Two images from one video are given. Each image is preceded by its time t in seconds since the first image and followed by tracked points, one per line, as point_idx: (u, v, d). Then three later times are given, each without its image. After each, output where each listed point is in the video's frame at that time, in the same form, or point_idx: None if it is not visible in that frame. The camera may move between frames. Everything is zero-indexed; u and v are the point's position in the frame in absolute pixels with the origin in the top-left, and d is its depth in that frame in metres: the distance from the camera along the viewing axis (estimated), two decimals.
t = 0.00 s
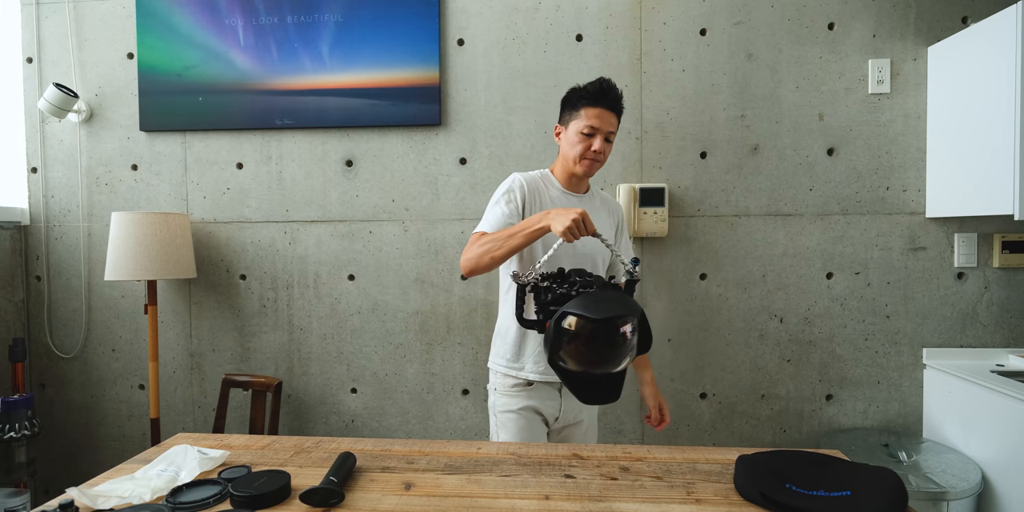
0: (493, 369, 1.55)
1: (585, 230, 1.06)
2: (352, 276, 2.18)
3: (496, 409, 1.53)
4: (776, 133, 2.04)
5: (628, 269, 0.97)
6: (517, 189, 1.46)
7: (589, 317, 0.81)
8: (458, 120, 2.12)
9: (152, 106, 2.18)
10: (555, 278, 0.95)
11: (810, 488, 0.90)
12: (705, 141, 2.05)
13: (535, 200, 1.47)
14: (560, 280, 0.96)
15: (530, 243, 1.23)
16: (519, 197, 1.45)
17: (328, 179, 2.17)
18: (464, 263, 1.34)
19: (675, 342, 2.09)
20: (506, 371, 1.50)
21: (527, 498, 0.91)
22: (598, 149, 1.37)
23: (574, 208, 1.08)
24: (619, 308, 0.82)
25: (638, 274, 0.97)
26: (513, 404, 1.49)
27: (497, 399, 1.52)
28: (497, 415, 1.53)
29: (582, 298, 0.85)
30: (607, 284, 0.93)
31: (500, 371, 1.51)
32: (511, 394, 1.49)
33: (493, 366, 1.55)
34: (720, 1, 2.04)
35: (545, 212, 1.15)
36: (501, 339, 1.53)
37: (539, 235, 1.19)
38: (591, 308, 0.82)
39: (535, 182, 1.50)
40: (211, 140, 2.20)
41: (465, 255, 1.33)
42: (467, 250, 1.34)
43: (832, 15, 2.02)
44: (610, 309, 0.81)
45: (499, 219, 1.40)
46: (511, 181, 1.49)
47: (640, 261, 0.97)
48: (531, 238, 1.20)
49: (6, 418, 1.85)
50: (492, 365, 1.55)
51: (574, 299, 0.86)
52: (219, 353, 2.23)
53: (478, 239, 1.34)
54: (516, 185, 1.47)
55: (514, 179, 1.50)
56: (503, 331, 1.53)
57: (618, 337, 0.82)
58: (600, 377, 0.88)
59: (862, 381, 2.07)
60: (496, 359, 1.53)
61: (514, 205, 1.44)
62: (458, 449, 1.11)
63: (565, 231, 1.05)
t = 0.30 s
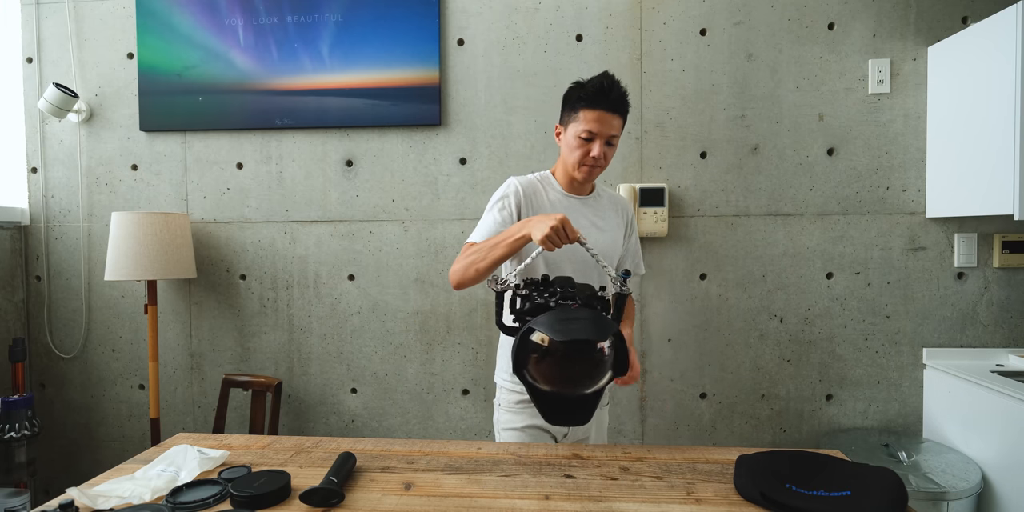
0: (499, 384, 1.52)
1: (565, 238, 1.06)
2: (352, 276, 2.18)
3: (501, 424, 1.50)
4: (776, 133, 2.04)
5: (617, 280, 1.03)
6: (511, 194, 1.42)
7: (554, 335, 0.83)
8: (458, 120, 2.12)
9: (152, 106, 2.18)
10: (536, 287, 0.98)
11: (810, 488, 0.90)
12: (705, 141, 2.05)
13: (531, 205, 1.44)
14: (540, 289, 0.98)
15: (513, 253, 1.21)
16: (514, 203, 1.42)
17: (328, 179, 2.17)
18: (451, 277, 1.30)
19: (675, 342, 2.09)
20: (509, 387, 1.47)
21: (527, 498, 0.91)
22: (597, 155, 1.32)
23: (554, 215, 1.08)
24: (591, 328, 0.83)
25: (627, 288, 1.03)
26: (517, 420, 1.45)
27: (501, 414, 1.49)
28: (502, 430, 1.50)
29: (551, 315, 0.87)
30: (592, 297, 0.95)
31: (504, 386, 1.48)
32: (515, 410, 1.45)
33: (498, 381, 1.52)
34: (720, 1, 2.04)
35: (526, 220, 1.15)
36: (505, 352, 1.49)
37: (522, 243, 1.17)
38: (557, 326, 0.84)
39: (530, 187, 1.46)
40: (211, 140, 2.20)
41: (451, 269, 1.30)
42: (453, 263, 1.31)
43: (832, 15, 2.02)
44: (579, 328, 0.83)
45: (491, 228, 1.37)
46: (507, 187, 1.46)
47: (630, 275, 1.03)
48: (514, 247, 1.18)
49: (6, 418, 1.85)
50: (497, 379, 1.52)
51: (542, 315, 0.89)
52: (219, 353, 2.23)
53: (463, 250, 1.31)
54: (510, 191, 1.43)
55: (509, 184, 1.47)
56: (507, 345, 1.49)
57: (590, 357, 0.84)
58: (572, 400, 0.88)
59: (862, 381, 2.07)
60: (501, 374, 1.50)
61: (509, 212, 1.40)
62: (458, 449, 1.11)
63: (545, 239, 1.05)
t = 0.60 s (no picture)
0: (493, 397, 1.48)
1: (550, 250, 1.03)
2: (352, 276, 2.18)
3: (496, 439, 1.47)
4: (776, 133, 2.04)
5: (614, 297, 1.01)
6: (495, 192, 1.34)
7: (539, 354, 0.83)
8: (458, 120, 2.12)
9: (152, 106, 2.18)
10: (520, 305, 0.97)
11: (810, 488, 0.90)
12: (705, 141, 2.05)
13: (517, 203, 1.35)
14: (524, 307, 0.97)
15: (495, 263, 1.18)
16: (499, 201, 1.33)
17: (328, 179, 2.17)
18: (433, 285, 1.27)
19: (675, 342, 2.09)
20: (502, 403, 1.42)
21: (527, 498, 0.91)
22: (586, 143, 1.23)
23: (539, 223, 1.05)
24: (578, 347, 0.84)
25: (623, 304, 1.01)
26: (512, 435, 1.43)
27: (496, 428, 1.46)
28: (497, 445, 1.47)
29: (534, 333, 0.88)
30: (581, 316, 0.95)
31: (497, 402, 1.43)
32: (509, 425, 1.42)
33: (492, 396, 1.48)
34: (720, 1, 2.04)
35: (510, 228, 1.12)
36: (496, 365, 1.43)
37: (504, 253, 1.14)
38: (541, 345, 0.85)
39: (516, 181, 1.37)
40: (211, 140, 2.20)
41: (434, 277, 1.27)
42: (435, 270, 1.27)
43: (832, 15, 2.02)
44: (565, 347, 0.83)
45: (474, 229, 1.30)
46: (491, 183, 1.36)
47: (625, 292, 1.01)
48: (497, 257, 1.15)
49: (6, 418, 1.84)
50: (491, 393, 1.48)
51: (525, 334, 0.89)
52: (219, 353, 2.23)
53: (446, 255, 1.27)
54: (495, 188, 1.34)
55: (495, 179, 1.38)
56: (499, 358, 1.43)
57: (580, 382, 0.84)
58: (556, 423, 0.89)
59: (862, 381, 2.07)
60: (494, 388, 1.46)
61: (493, 211, 1.32)
62: (458, 449, 1.11)
63: (528, 251, 1.02)
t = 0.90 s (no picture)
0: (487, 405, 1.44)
1: (546, 270, 0.96)
2: (352, 276, 2.18)
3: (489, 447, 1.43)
4: (776, 133, 2.04)
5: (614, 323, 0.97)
6: (482, 190, 1.27)
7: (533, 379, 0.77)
8: (458, 120, 2.12)
9: (152, 106, 2.18)
10: (510, 334, 0.92)
11: (810, 488, 0.90)
12: (705, 141, 2.05)
13: (506, 201, 1.28)
14: (515, 336, 0.92)
15: (483, 278, 1.11)
16: (486, 200, 1.26)
17: (328, 179, 2.17)
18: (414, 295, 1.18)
19: (675, 343, 2.09)
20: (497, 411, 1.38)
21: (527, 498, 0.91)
22: (580, 136, 1.15)
23: (535, 238, 0.98)
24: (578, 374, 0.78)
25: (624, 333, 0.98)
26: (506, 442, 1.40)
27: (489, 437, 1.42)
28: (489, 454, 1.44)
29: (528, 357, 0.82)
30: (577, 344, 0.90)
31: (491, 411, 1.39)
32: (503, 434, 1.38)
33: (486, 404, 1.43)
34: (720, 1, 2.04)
35: (503, 241, 1.04)
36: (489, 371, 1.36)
37: (494, 268, 1.07)
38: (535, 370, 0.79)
39: (504, 178, 1.30)
40: (211, 140, 2.20)
41: (415, 285, 1.18)
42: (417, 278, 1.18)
43: (832, 15, 2.02)
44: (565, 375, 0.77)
45: (460, 231, 1.22)
46: (478, 180, 1.29)
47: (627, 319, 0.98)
48: (486, 272, 1.07)
49: (6, 418, 1.84)
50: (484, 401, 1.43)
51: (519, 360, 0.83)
52: (219, 353, 2.23)
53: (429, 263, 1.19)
54: (482, 185, 1.27)
55: (480, 175, 1.30)
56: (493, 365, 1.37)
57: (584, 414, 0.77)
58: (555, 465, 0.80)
59: (862, 381, 2.07)
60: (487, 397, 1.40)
61: (480, 211, 1.25)
62: (458, 449, 1.11)
63: (522, 268, 0.95)
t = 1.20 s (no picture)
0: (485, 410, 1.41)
1: (545, 288, 0.94)
2: (352, 276, 2.18)
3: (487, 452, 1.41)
4: (776, 133, 2.04)
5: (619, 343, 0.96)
6: (479, 190, 1.25)
7: (539, 392, 0.76)
8: (458, 120, 2.12)
9: (152, 106, 2.18)
10: (509, 358, 0.91)
11: (810, 488, 0.90)
12: (705, 141, 2.05)
13: (504, 200, 1.27)
14: (514, 360, 0.91)
15: (479, 290, 1.09)
16: (483, 200, 1.24)
17: (328, 179, 2.17)
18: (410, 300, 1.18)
19: (675, 343, 2.09)
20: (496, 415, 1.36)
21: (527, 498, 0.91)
22: (583, 132, 1.13)
23: (535, 254, 0.96)
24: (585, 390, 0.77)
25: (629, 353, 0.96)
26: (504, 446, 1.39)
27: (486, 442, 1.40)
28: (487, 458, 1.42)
29: (529, 372, 0.81)
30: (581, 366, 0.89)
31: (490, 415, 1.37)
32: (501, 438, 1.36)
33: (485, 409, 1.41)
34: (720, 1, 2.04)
35: (502, 255, 1.02)
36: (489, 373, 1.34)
37: (491, 280, 1.05)
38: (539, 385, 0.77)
39: (502, 177, 1.28)
40: (211, 140, 2.20)
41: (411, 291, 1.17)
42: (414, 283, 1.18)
43: (832, 15, 2.02)
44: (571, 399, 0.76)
45: (456, 234, 1.21)
46: (475, 179, 1.27)
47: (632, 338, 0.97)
48: (482, 285, 1.06)
49: (6, 418, 1.84)
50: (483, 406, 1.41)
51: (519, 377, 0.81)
52: (219, 353, 2.23)
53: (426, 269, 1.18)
54: (479, 185, 1.25)
55: (477, 174, 1.28)
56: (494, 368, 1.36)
57: (591, 435, 0.76)
58: (557, 490, 0.78)
59: (862, 381, 2.07)
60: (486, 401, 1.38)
61: (477, 211, 1.23)
62: (458, 449, 1.11)
63: (521, 284, 0.94)
